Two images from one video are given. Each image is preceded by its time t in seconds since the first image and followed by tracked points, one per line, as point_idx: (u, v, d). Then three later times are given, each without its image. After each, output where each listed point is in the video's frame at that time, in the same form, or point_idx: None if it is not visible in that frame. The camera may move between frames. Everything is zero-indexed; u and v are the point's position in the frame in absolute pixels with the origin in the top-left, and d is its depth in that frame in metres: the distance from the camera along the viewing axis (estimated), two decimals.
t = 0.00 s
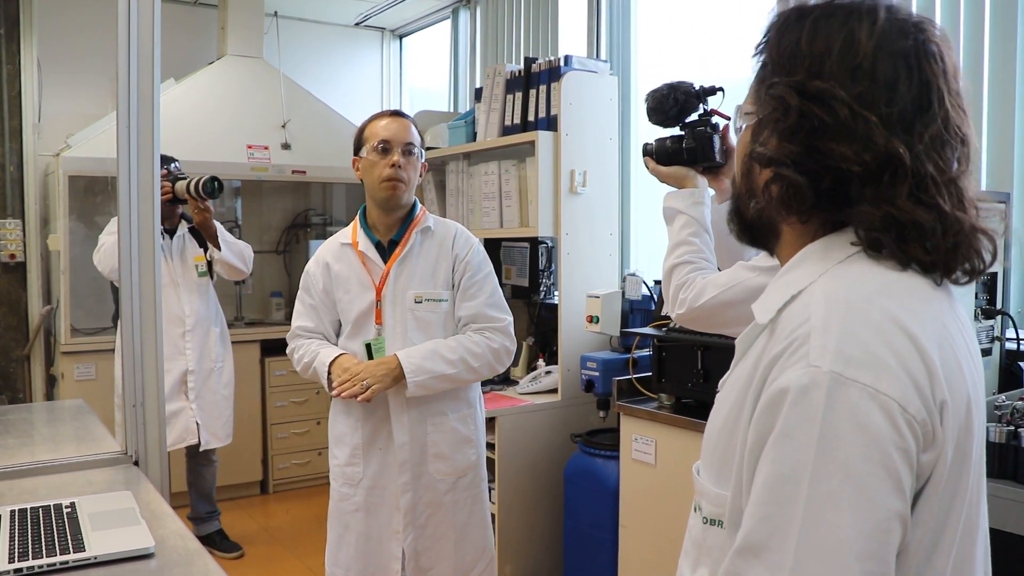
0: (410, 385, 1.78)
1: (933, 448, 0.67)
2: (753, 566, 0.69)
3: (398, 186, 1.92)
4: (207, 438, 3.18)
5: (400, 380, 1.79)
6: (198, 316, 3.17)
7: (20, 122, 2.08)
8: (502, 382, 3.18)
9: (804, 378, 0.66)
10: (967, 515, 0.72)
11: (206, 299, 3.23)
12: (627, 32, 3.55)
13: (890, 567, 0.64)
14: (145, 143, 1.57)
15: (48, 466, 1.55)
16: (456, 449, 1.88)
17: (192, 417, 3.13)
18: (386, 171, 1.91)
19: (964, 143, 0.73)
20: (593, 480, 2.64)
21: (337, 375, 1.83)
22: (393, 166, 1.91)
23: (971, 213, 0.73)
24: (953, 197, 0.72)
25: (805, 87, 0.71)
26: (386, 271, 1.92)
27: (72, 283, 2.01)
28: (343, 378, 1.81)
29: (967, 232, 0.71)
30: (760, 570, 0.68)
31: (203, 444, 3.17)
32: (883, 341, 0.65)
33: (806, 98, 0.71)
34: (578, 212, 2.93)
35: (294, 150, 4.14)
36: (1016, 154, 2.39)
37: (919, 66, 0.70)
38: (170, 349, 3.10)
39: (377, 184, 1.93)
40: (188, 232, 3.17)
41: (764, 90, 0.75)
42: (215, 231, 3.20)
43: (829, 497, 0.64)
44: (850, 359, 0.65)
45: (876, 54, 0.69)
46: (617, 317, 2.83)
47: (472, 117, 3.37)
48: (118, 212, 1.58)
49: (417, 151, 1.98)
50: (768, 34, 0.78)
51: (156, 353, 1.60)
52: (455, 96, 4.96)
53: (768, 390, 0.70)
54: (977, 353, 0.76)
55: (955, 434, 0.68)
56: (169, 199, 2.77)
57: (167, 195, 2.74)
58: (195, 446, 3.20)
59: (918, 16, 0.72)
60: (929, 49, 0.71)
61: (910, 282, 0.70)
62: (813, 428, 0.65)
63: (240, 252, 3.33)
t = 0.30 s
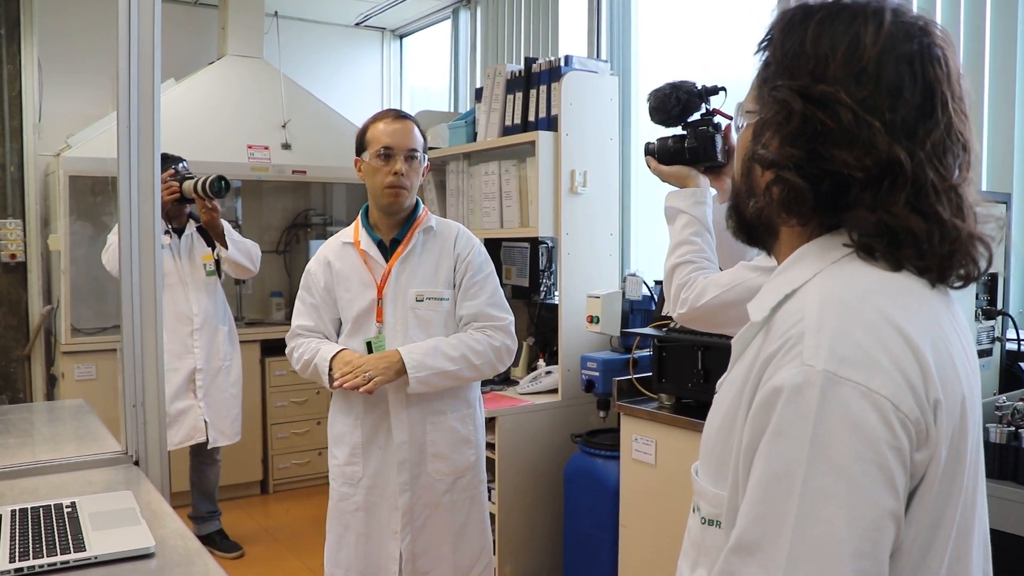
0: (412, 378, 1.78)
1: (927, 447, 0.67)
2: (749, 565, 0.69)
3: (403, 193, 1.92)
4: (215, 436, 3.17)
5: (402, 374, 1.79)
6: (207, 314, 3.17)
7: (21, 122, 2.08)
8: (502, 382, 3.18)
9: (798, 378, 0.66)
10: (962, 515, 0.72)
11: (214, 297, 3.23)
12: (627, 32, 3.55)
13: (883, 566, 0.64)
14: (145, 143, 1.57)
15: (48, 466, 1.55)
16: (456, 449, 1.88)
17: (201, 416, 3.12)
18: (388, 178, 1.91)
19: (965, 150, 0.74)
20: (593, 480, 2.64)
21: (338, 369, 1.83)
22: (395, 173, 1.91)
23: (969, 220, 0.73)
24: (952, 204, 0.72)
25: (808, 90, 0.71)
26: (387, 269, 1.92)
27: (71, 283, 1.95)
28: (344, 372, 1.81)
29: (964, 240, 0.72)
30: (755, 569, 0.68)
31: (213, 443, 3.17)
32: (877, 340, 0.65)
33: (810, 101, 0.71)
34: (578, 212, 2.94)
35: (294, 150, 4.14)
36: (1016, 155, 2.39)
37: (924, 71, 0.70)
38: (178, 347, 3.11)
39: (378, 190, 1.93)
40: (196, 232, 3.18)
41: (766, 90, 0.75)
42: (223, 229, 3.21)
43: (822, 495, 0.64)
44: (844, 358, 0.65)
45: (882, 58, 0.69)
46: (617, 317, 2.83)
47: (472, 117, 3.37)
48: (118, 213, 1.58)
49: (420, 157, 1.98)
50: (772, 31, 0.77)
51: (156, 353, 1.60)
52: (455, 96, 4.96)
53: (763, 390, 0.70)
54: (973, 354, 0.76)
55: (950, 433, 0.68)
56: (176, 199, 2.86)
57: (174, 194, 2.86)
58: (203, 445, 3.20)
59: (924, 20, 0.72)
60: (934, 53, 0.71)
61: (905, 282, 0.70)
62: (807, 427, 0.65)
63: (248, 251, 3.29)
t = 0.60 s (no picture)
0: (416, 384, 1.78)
1: (925, 448, 0.67)
2: (748, 566, 0.69)
3: (397, 191, 1.92)
4: (225, 434, 3.17)
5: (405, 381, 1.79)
6: (215, 313, 3.18)
7: (21, 122, 2.09)
8: (502, 382, 3.18)
9: (796, 380, 0.66)
10: (960, 516, 0.72)
11: (224, 296, 3.23)
12: (627, 32, 3.55)
13: (882, 567, 0.64)
14: (145, 144, 1.57)
15: (48, 466, 1.55)
16: (457, 450, 1.88)
17: (208, 414, 3.12)
18: (383, 177, 1.91)
19: (964, 152, 0.74)
20: (594, 480, 2.64)
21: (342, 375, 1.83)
22: (390, 171, 1.91)
23: (968, 223, 0.73)
24: (952, 207, 0.72)
25: (808, 92, 0.71)
26: (389, 272, 1.92)
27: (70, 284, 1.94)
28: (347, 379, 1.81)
29: (963, 243, 0.72)
30: (754, 570, 0.68)
31: (224, 440, 3.16)
32: (875, 341, 0.65)
33: (809, 103, 0.71)
34: (578, 212, 2.94)
35: (294, 150, 4.14)
36: (1016, 155, 2.39)
37: (923, 73, 0.70)
38: (187, 346, 3.11)
39: (375, 189, 1.93)
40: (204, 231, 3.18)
41: (766, 91, 0.75)
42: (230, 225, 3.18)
43: (820, 497, 0.64)
44: (842, 359, 0.65)
45: (881, 59, 0.69)
46: (618, 317, 2.83)
47: (472, 117, 3.37)
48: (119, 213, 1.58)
49: (416, 155, 1.97)
50: (772, 30, 0.77)
51: (156, 354, 1.60)
52: (456, 96, 4.96)
53: (761, 392, 0.70)
54: (971, 354, 0.76)
55: (948, 434, 0.68)
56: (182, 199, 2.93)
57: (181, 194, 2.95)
58: (210, 442, 3.19)
59: (924, 21, 0.72)
60: (933, 54, 0.71)
61: (904, 283, 0.70)
62: (805, 429, 0.65)
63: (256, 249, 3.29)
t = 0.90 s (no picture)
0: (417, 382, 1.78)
1: (927, 449, 0.66)
2: (750, 567, 0.68)
3: (396, 192, 1.92)
4: (227, 433, 3.17)
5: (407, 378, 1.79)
6: (222, 312, 3.18)
7: (22, 122, 2.09)
8: (503, 382, 3.18)
9: (797, 380, 0.66)
10: (962, 516, 0.72)
11: (230, 296, 3.23)
12: (628, 32, 3.55)
13: (883, 567, 0.63)
14: (146, 144, 1.57)
15: (49, 466, 1.55)
16: (458, 450, 1.88)
17: (214, 412, 3.12)
18: (381, 178, 1.91)
19: (964, 152, 0.74)
20: (594, 480, 2.64)
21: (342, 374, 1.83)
22: (387, 172, 1.91)
23: (968, 223, 0.73)
24: (952, 207, 0.72)
25: (807, 92, 0.71)
26: (389, 272, 1.92)
27: (69, 286, 1.92)
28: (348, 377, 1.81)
29: (963, 243, 0.72)
30: (756, 571, 0.68)
31: (224, 439, 3.17)
32: (876, 341, 0.65)
33: (809, 103, 0.71)
34: (579, 212, 2.93)
35: (294, 150, 4.14)
36: (1017, 155, 2.40)
37: (923, 72, 0.70)
38: (193, 345, 3.10)
39: (374, 190, 1.93)
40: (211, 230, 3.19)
41: (765, 91, 0.75)
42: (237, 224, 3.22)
43: (821, 497, 0.64)
44: (843, 359, 0.65)
45: (881, 58, 0.69)
46: (618, 317, 2.83)
47: (472, 117, 3.37)
48: (119, 213, 1.58)
49: (414, 154, 1.96)
50: (771, 30, 0.77)
51: (156, 353, 1.60)
52: (456, 96, 4.96)
53: (761, 392, 0.70)
54: (972, 353, 0.76)
55: (950, 434, 0.68)
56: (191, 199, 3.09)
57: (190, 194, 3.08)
58: (215, 441, 3.19)
59: (924, 21, 0.72)
60: (933, 55, 0.71)
61: (905, 284, 0.70)
62: (806, 429, 0.65)
63: (262, 249, 3.32)
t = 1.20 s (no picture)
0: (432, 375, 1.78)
1: (928, 449, 0.66)
2: (750, 567, 0.68)
3: (397, 188, 1.92)
4: (233, 433, 3.17)
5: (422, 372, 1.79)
6: (228, 312, 3.18)
7: (22, 122, 2.09)
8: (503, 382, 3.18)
9: (798, 380, 0.66)
10: (964, 516, 0.72)
11: (236, 296, 3.23)
12: (628, 31, 3.55)
13: (885, 567, 0.63)
14: (145, 144, 1.57)
15: (48, 467, 1.55)
16: (458, 451, 1.88)
17: (218, 412, 3.12)
18: (385, 174, 1.92)
19: (965, 152, 0.74)
20: (594, 480, 2.64)
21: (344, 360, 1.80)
22: (391, 169, 1.91)
23: (969, 222, 0.73)
24: (953, 206, 0.72)
25: (808, 91, 0.71)
26: (392, 271, 1.93)
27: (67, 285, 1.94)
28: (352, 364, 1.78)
29: (964, 242, 0.72)
30: (757, 571, 0.68)
31: (233, 439, 3.16)
32: (877, 341, 0.65)
33: (809, 103, 0.71)
34: (579, 212, 2.93)
35: (294, 150, 4.14)
36: (1017, 155, 2.39)
37: (924, 72, 0.70)
38: (198, 344, 3.10)
39: (378, 187, 1.94)
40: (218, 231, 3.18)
41: (765, 91, 0.75)
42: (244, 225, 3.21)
43: (823, 497, 0.64)
44: (844, 360, 0.65)
45: (881, 58, 0.69)
46: (618, 317, 2.83)
47: (472, 117, 3.36)
48: (119, 212, 1.57)
49: (418, 152, 1.96)
50: (772, 30, 0.77)
51: (157, 354, 1.60)
52: (456, 96, 4.96)
53: (763, 393, 0.70)
54: (973, 353, 0.76)
55: (951, 434, 0.68)
56: (197, 199, 3.05)
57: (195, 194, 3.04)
58: (217, 440, 3.19)
59: (924, 20, 0.72)
60: (933, 54, 0.71)
61: (906, 283, 0.70)
62: (807, 429, 0.65)
63: (270, 250, 3.31)
